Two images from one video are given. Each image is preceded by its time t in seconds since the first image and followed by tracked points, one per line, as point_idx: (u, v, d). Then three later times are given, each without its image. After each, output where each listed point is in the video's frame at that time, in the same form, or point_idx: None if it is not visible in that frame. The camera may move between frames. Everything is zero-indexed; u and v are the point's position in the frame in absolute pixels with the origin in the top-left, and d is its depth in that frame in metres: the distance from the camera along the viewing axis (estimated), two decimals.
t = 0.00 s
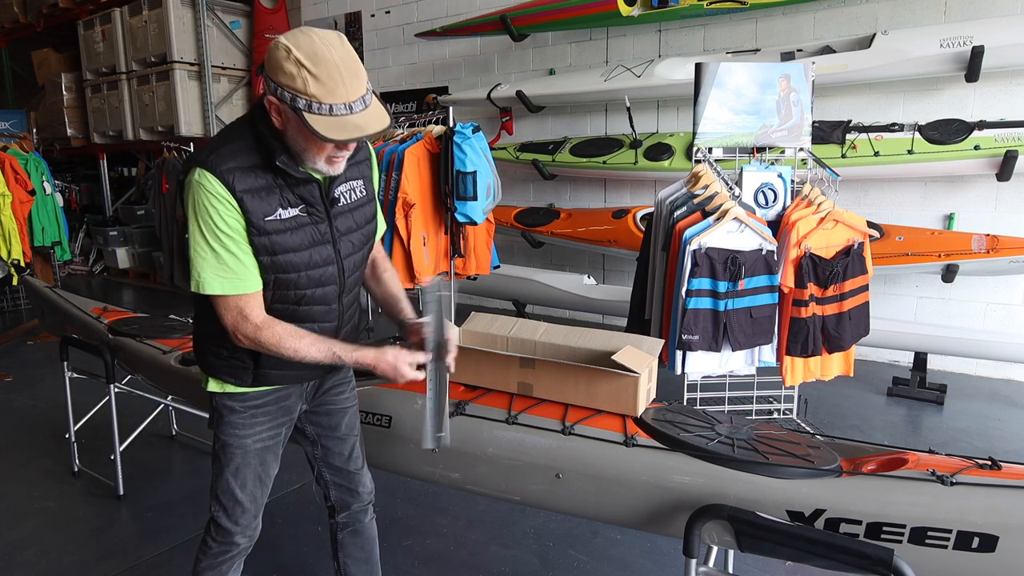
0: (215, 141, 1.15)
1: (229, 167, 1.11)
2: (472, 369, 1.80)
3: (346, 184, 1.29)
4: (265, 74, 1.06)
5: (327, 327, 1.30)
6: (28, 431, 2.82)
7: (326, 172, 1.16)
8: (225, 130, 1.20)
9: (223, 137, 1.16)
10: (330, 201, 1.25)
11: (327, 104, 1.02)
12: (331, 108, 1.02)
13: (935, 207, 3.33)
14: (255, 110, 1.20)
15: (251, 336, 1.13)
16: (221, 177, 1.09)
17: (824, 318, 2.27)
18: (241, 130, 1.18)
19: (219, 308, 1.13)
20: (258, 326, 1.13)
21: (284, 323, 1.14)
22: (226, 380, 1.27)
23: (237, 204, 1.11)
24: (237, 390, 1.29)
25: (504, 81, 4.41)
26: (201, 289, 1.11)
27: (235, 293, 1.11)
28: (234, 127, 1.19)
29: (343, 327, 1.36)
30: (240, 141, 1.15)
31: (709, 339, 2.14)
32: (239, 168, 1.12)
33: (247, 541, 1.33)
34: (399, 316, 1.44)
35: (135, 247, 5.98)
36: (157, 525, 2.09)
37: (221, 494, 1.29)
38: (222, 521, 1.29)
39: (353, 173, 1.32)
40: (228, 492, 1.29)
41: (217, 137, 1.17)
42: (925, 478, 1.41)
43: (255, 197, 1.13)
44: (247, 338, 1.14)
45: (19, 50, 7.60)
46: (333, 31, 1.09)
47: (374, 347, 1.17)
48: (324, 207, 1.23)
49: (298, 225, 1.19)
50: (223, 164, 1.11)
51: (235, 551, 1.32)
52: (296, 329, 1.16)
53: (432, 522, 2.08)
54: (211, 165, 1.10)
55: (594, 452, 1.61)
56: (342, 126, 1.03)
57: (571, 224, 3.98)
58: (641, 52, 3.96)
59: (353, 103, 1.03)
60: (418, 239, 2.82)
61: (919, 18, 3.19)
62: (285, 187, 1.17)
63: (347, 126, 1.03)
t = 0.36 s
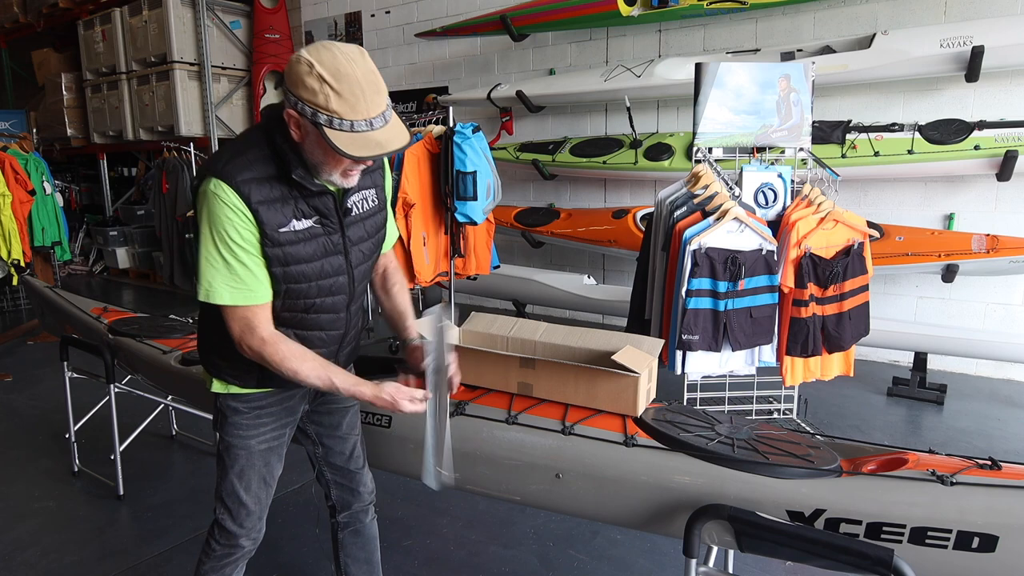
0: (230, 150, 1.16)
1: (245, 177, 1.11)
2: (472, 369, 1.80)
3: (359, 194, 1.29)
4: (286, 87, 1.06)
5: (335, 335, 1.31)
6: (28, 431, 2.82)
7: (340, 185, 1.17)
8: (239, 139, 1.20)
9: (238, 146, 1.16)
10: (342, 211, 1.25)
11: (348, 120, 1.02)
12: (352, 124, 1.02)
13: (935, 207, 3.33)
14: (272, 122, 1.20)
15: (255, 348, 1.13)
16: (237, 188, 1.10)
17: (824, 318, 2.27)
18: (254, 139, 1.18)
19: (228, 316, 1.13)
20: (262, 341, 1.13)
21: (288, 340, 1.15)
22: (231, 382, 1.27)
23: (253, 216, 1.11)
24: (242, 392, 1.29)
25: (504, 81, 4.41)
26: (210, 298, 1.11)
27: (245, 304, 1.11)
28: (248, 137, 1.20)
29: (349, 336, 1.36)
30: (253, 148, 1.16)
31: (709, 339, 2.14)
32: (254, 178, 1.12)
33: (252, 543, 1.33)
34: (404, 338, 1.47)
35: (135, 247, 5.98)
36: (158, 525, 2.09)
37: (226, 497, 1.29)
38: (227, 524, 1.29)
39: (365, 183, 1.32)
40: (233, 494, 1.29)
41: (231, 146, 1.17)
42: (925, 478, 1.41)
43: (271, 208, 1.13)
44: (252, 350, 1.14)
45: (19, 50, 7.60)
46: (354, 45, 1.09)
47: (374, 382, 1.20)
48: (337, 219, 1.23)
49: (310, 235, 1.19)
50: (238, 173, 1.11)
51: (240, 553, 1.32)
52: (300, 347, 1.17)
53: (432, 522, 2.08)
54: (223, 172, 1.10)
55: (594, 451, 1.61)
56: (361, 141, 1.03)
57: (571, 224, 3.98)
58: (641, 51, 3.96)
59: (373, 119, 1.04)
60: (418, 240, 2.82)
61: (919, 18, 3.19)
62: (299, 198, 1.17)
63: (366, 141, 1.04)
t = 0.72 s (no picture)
0: (252, 185, 1.12)
1: (275, 213, 1.08)
2: (472, 369, 1.80)
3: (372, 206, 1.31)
4: (305, 118, 1.05)
5: (348, 340, 1.37)
6: (28, 431, 2.82)
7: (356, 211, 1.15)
8: (256, 168, 1.16)
9: (260, 180, 1.13)
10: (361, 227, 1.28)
11: (368, 152, 1.01)
12: (372, 156, 1.01)
13: (935, 207, 3.33)
14: (289, 150, 1.16)
15: (305, 378, 1.12)
16: (265, 224, 1.06)
17: (824, 318, 2.27)
18: (274, 171, 1.15)
19: (275, 350, 1.11)
20: (312, 371, 1.11)
21: (339, 373, 1.13)
22: (240, 388, 1.28)
23: (285, 250, 1.08)
24: (251, 398, 1.30)
25: (504, 82, 4.41)
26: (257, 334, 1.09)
27: (293, 336, 1.08)
28: (266, 166, 1.16)
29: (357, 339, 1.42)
30: (276, 180, 1.13)
31: (709, 339, 2.14)
32: (284, 212, 1.09)
33: (262, 552, 1.35)
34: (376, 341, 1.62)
35: (134, 247, 5.98)
36: (158, 525, 2.09)
37: (236, 506, 1.31)
38: (239, 534, 1.31)
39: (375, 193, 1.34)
40: (244, 503, 1.31)
41: (251, 179, 1.13)
42: (925, 478, 1.41)
43: (304, 240, 1.12)
44: (302, 380, 1.12)
45: (19, 50, 7.61)
46: (372, 75, 1.08)
47: (414, 422, 1.19)
48: (358, 236, 1.26)
49: (338, 258, 1.21)
50: (268, 211, 1.08)
51: (249, 562, 1.34)
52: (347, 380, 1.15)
53: (432, 522, 2.08)
54: (250, 211, 1.07)
55: (594, 452, 1.61)
56: (382, 173, 1.02)
57: (571, 224, 3.98)
58: (641, 51, 3.96)
59: (393, 150, 1.03)
60: (418, 239, 2.82)
61: (919, 18, 3.19)
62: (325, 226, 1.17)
63: (387, 173, 1.03)
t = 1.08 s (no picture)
0: (262, 229, 1.13)
1: (289, 261, 1.10)
2: (472, 369, 1.80)
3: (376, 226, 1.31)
4: (312, 165, 1.07)
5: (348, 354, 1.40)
6: (28, 431, 2.82)
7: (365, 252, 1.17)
8: (264, 208, 1.17)
9: (270, 224, 1.14)
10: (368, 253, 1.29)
11: (376, 203, 1.02)
12: (379, 206, 1.02)
13: (935, 207, 3.33)
14: (296, 190, 1.16)
15: (334, 404, 1.15)
16: (282, 273, 1.09)
17: (824, 318, 2.27)
18: (283, 213, 1.15)
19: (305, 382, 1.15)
20: (343, 397, 1.15)
21: (368, 399, 1.17)
22: (236, 395, 1.29)
23: (304, 291, 1.12)
24: (247, 403, 1.31)
25: (504, 82, 4.41)
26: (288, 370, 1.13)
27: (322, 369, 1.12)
28: (274, 206, 1.16)
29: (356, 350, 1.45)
30: (286, 224, 1.14)
31: (709, 339, 2.14)
32: (297, 259, 1.11)
33: (272, 556, 1.36)
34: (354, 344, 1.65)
35: (134, 247, 5.98)
36: (158, 525, 2.09)
37: (242, 512, 1.32)
38: (246, 541, 1.32)
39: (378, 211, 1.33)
40: (249, 509, 1.32)
41: (260, 223, 1.14)
42: (925, 478, 1.41)
43: (318, 280, 1.14)
44: (331, 405, 1.15)
45: (19, 49, 7.62)
46: (377, 119, 1.08)
47: (434, 444, 1.24)
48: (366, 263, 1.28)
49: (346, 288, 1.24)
50: (282, 260, 1.10)
51: (259, 567, 1.35)
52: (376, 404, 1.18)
53: (432, 522, 2.08)
54: (266, 262, 1.09)
55: (594, 451, 1.61)
56: (388, 222, 1.04)
57: (571, 224, 3.98)
58: (641, 52, 3.96)
59: (399, 199, 1.04)
60: (418, 239, 2.82)
61: (919, 18, 3.19)
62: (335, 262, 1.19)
63: (393, 221, 1.04)
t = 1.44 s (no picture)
0: (259, 210, 1.15)
1: (278, 242, 1.11)
2: (472, 369, 1.80)
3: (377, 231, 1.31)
4: (321, 156, 1.08)
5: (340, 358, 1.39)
6: (28, 431, 2.82)
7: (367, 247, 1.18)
8: (266, 193, 1.19)
9: (268, 206, 1.15)
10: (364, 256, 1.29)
11: (384, 196, 1.04)
12: (388, 200, 1.04)
13: (935, 207, 3.33)
14: (301, 181, 1.19)
15: (266, 395, 1.13)
16: (268, 252, 1.09)
17: (824, 318, 2.27)
18: (283, 200, 1.17)
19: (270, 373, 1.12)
20: (271, 385, 1.12)
21: (299, 382, 1.15)
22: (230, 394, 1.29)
23: (282, 278, 1.11)
24: (243, 402, 1.30)
25: (504, 82, 4.41)
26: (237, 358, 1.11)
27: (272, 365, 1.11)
28: (276, 192, 1.19)
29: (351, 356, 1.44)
30: (284, 209, 1.16)
31: (709, 339, 2.14)
32: (286, 241, 1.12)
33: (267, 555, 1.36)
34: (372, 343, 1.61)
35: (134, 247, 5.98)
36: (158, 525, 2.09)
37: (237, 510, 1.32)
38: (242, 538, 1.32)
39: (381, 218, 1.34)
40: (245, 506, 1.32)
41: (259, 205, 1.16)
42: (925, 478, 1.41)
43: (303, 268, 1.14)
44: (264, 396, 1.13)
45: (20, 49, 7.62)
46: (388, 116, 1.10)
47: (387, 412, 1.21)
48: (359, 268, 1.28)
49: (336, 287, 1.24)
50: (272, 239, 1.11)
51: (255, 566, 1.35)
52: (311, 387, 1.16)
53: (431, 522, 2.08)
54: (255, 237, 1.10)
55: (594, 452, 1.61)
56: (396, 217, 1.05)
57: (571, 224, 3.98)
58: (641, 52, 3.96)
59: (407, 194, 1.06)
60: (418, 239, 2.82)
61: (919, 18, 3.19)
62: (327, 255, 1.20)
63: (401, 216, 1.06)
